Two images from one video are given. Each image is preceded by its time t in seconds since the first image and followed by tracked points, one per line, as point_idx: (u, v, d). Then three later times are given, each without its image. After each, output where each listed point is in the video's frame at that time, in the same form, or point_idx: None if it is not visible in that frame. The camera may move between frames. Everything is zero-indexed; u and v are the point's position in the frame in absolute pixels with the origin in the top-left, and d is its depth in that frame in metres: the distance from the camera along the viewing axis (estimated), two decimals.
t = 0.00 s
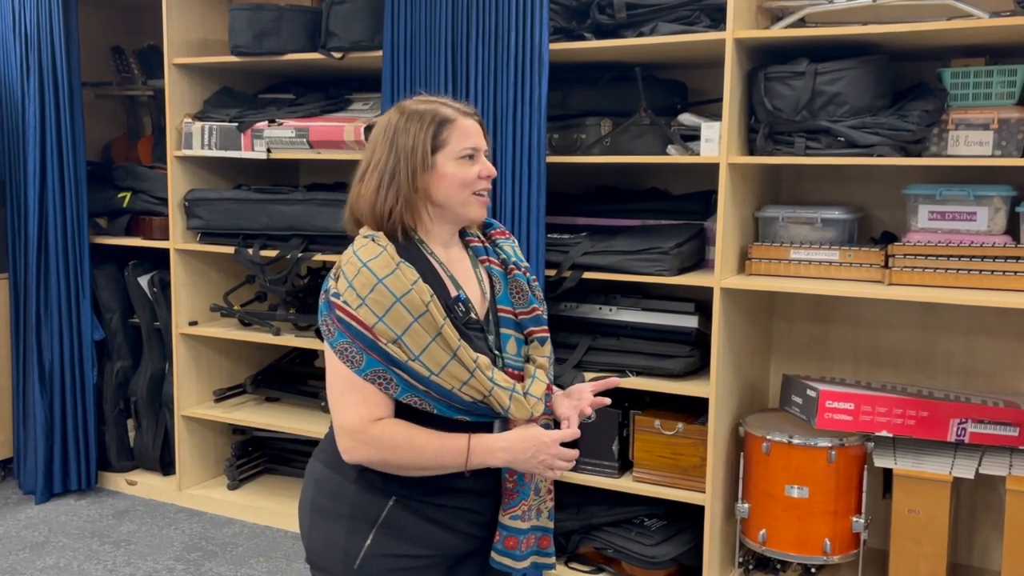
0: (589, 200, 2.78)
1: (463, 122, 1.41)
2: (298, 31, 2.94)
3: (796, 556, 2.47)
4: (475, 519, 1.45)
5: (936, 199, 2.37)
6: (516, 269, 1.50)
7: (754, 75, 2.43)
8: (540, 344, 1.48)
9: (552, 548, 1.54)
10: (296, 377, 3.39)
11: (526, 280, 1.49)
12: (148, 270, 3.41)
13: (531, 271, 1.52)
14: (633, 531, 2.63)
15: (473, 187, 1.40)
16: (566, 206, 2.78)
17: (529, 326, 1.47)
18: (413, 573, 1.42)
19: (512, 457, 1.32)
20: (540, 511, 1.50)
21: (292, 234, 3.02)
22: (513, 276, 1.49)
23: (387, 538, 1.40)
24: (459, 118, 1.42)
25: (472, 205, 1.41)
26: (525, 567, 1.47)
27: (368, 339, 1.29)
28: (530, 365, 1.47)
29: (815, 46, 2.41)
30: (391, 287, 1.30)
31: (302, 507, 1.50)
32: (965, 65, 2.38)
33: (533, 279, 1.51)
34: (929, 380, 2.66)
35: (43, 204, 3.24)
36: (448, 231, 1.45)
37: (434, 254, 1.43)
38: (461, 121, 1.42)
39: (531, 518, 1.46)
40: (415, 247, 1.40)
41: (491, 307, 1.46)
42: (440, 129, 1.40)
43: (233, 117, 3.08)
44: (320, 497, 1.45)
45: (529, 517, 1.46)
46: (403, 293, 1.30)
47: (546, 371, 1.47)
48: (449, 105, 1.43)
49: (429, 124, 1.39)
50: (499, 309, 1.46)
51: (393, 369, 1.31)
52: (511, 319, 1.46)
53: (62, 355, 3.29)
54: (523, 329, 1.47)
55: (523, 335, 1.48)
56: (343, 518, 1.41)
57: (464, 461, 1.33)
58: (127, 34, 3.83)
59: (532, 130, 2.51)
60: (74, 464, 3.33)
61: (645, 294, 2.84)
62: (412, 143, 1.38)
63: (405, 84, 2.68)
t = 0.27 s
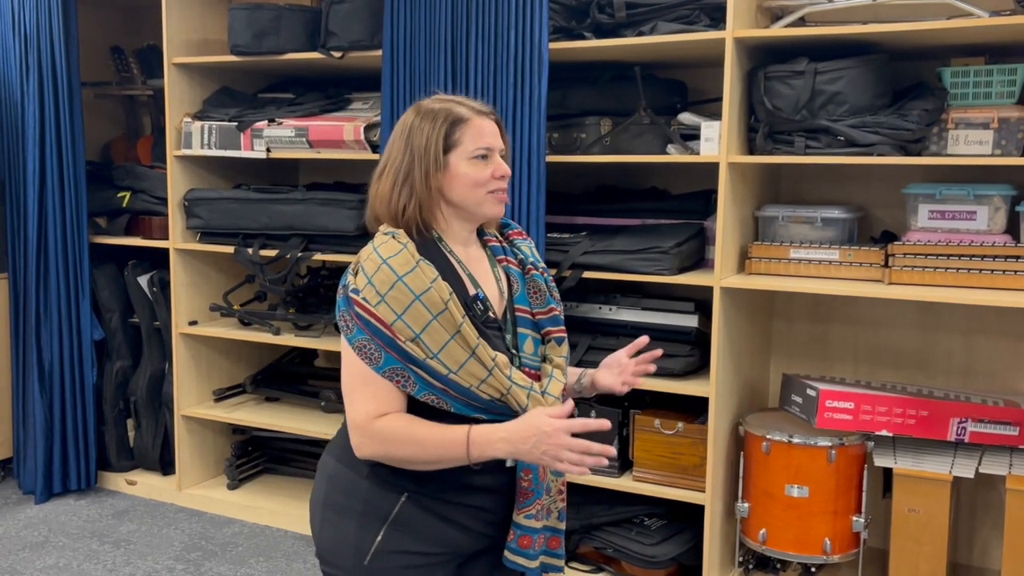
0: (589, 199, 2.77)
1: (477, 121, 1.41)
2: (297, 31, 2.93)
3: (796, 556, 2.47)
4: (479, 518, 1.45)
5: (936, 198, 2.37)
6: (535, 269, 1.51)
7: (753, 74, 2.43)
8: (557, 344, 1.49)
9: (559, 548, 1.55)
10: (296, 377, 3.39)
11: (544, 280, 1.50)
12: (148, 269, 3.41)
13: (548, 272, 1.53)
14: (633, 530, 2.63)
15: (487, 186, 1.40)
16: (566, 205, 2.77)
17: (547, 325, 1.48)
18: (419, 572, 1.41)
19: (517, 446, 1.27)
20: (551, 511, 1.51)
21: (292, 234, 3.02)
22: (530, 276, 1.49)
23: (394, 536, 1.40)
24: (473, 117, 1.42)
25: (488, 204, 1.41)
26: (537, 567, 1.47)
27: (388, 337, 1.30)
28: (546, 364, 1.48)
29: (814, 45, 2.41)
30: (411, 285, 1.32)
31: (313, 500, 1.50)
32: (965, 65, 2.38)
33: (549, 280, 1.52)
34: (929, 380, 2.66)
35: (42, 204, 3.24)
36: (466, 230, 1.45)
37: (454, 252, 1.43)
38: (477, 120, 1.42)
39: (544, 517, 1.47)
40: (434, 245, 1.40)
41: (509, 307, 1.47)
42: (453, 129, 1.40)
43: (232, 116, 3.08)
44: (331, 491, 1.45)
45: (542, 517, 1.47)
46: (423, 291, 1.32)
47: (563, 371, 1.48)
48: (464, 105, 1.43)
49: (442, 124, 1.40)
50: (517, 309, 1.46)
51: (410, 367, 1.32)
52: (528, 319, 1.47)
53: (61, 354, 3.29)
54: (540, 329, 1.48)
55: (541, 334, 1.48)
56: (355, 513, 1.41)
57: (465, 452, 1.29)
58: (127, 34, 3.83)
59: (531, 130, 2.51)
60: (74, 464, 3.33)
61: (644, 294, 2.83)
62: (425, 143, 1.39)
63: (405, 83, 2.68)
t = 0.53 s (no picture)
0: (589, 198, 2.77)
1: (470, 121, 1.42)
2: (297, 30, 2.93)
3: (797, 555, 2.47)
4: (484, 516, 1.45)
5: (936, 197, 2.37)
6: (551, 272, 1.51)
7: (753, 73, 2.43)
8: (568, 348, 1.47)
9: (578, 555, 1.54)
10: (296, 376, 3.39)
11: (560, 284, 1.50)
12: (148, 269, 3.41)
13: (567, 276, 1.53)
14: (634, 529, 2.63)
15: (474, 186, 1.41)
16: (566, 205, 2.77)
17: (559, 329, 1.48)
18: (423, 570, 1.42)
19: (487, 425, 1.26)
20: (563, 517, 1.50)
21: (291, 233, 3.02)
22: (547, 279, 1.50)
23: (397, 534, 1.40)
24: (469, 118, 1.43)
25: (475, 204, 1.41)
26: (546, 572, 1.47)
27: (388, 327, 1.34)
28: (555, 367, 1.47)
29: (814, 44, 2.41)
30: (413, 278, 1.35)
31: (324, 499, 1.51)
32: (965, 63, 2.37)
33: (566, 284, 1.52)
34: (929, 379, 2.66)
35: (42, 203, 3.24)
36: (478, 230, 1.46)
37: (465, 250, 1.45)
38: (474, 119, 1.43)
39: (552, 521, 1.47)
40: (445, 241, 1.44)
41: (523, 308, 1.48)
42: (448, 131, 1.43)
43: (231, 115, 3.07)
44: (342, 488, 1.46)
45: (550, 521, 1.46)
46: (424, 284, 1.35)
47: (571, 374, 1.46)
48: (465, 106, 1.44)
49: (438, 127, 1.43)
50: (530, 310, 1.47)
51: (409, 358, 1.34)
52: (540, 321, 1.47)
53: (61, 354, 3.29)
54: (551, 332, 1.48)
55: (552, 338, 1.48)
56: (365, 508, 1.43)
57: (439, 436, 1.30)
58: (126, 34, 3.83)
59: (532, 129, 2.51)
60: (74, 463, 3.33)
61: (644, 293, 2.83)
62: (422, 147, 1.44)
63: (405, 82, 2.68)
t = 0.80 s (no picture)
0: (591, 197, 2.77)
1: (483, 124, 1.43)
2: (298, 29, 2.93)
3: (798, 554, 2.47)
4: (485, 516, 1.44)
5: (938, 196, 2.36)
6: (573, 280, 1.47)
7: (755, 71, 2.43)
8: (572, 356, 1.41)
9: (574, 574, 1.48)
10: (297, 375, 3.39)
11: (578, 292, 1.45)
12: (149, 268, 3.41)
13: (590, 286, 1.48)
14: (635, 528, 2.62)
15: (486, 187, 1.41)
16: (567, 204, 2.77)
17: (568, 336, 1.42)
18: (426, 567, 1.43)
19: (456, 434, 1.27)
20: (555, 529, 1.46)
21: (293, 232, 3.02)
22: (566, 285, 1.46)
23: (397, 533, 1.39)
24: (482, 120, 1.43)
25: (489, 205, 1.42)
26: None
27: (387, 313, 1.36)
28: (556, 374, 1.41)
29: (816, 42, 2.40)
30: (417, 268, 1.37)
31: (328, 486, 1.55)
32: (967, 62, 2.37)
33: (587, 293, 1.47)
34: (931, 378, 2.66)
35: (43, 202, 3.24)
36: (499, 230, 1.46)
37: (483, 246, 1.45)
38: (493, 119, 1.43)
39: (538, 530, 1.42)
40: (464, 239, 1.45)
41: (536, 311, 1.44)
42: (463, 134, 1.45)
43: (232, 114, 3.07)
44: (343, 475, 1.49)
45: (537, 529, 1.42)
46: (427, 275, 1.36)
47: (571, 383, 1.40)
48: (481, 108, 1.45)
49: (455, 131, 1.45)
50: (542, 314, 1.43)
51: (405, 346, 1.36)
52: (552, 326, 1.42)
53: (62, 353, 3.29)
54: (561, 339, 1.42)
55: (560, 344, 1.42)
56: (359, 494, 1.45)
57: (415, 432, 1.32)
58: (127, 32, 3.83)
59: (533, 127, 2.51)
60: (75, 462, 3.33)
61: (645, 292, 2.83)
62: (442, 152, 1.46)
63: (406, 80, 2.68)
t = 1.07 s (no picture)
0: (592, 196, 2.77)
1: (486, 119, 1.42)
2: (299, 28, 2.93)
3: (800, 553, 2.47)
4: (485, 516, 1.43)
5: (939, 194, 2.36)
6: (571, 281, 1.45)
7: (756, 70, 2.42)
8: (561, 358, 1.38)
9: None
10: (299, 374, 3.39)
11: (573, 293, 1.43)
12: (151, 267, 3.41)
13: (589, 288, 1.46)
14: (637, 526, 2.62)
15: (482, 184, 1.40)
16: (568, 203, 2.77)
17: (559, 337, 1.39)
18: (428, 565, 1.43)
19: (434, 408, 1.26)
20: (547, 535, 1.45)
21: (295, 232, 3.02)
22: (562, 285, 1.44)
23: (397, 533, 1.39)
24: (486, 116, 1.42)
25: (486, 202, 1.41)
26: None
27: (375, 307, 1.37)
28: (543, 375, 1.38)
29: (818, 40, 2.40)
30: (406, 263, 1.38)
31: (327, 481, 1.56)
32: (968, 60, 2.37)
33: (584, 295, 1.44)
34: (933, 376, 2.66)
35: (45, 202, 3.24)
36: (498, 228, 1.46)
37: (480, 245, 1.45)
38: (497, 116, 1.42)
39: (523, 534, 1.42)
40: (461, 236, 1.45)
41: (531, 311, 1.43)
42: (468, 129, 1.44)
43: (233, 113, 3.07)
44: (338, 467, 1.51)
45: (522, 533, 1.41)
46: (415, 270, 1.37)
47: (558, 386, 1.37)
48: (488, 104, 1.44)
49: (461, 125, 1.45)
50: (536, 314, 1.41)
51: (391, 340, 1.36)
52: (544, 327, 1.40)
53: (64, 352, 3.29)
54: (552, 340, 1.40)
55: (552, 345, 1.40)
56: (350, 486, 1.46)
57: (397, 416, 1.32)
58: (128, 31, 3.83)
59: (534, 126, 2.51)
60: (77, 461, 3.33)
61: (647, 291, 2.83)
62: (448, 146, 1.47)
63: (407, 79, 2.67)
